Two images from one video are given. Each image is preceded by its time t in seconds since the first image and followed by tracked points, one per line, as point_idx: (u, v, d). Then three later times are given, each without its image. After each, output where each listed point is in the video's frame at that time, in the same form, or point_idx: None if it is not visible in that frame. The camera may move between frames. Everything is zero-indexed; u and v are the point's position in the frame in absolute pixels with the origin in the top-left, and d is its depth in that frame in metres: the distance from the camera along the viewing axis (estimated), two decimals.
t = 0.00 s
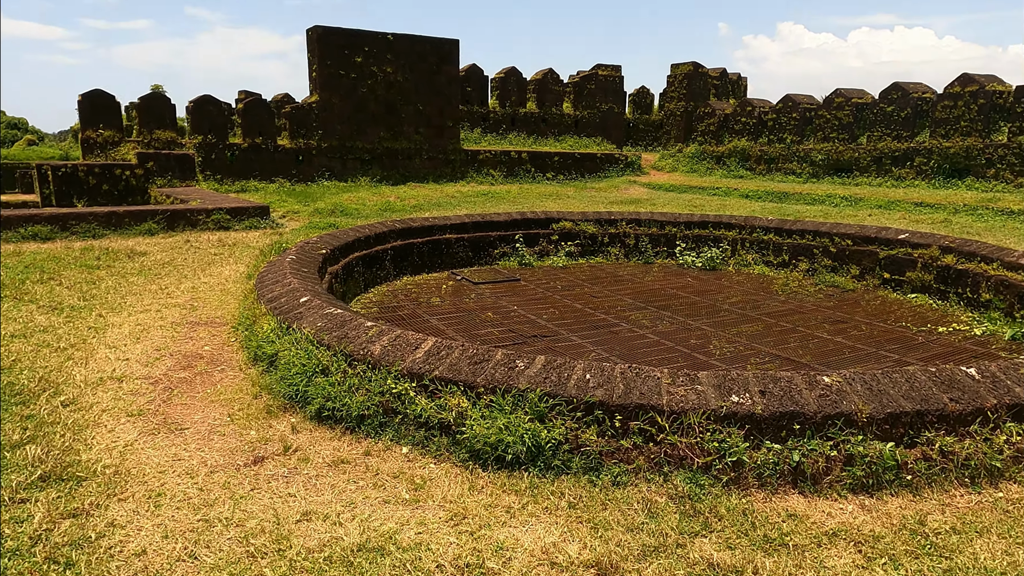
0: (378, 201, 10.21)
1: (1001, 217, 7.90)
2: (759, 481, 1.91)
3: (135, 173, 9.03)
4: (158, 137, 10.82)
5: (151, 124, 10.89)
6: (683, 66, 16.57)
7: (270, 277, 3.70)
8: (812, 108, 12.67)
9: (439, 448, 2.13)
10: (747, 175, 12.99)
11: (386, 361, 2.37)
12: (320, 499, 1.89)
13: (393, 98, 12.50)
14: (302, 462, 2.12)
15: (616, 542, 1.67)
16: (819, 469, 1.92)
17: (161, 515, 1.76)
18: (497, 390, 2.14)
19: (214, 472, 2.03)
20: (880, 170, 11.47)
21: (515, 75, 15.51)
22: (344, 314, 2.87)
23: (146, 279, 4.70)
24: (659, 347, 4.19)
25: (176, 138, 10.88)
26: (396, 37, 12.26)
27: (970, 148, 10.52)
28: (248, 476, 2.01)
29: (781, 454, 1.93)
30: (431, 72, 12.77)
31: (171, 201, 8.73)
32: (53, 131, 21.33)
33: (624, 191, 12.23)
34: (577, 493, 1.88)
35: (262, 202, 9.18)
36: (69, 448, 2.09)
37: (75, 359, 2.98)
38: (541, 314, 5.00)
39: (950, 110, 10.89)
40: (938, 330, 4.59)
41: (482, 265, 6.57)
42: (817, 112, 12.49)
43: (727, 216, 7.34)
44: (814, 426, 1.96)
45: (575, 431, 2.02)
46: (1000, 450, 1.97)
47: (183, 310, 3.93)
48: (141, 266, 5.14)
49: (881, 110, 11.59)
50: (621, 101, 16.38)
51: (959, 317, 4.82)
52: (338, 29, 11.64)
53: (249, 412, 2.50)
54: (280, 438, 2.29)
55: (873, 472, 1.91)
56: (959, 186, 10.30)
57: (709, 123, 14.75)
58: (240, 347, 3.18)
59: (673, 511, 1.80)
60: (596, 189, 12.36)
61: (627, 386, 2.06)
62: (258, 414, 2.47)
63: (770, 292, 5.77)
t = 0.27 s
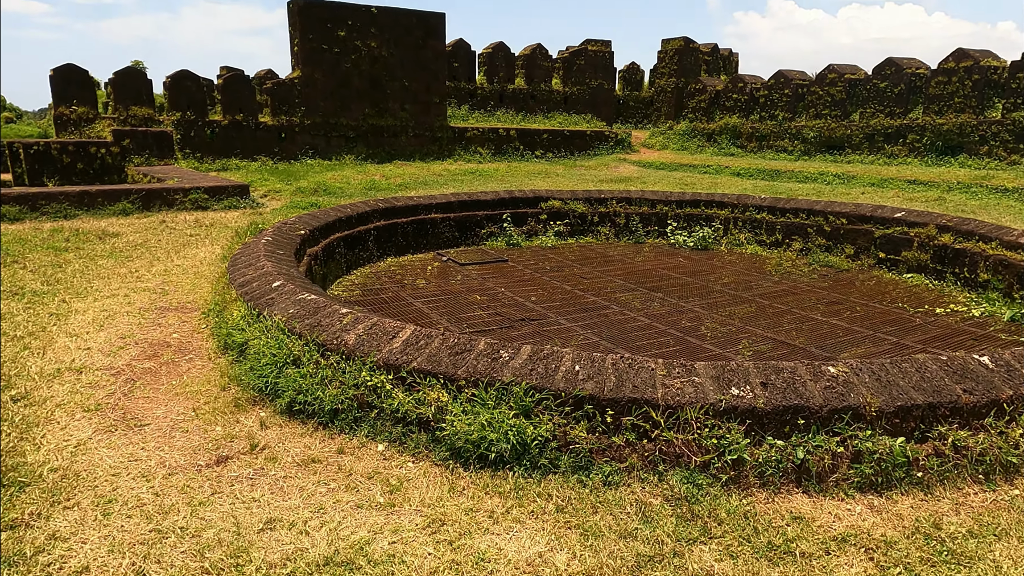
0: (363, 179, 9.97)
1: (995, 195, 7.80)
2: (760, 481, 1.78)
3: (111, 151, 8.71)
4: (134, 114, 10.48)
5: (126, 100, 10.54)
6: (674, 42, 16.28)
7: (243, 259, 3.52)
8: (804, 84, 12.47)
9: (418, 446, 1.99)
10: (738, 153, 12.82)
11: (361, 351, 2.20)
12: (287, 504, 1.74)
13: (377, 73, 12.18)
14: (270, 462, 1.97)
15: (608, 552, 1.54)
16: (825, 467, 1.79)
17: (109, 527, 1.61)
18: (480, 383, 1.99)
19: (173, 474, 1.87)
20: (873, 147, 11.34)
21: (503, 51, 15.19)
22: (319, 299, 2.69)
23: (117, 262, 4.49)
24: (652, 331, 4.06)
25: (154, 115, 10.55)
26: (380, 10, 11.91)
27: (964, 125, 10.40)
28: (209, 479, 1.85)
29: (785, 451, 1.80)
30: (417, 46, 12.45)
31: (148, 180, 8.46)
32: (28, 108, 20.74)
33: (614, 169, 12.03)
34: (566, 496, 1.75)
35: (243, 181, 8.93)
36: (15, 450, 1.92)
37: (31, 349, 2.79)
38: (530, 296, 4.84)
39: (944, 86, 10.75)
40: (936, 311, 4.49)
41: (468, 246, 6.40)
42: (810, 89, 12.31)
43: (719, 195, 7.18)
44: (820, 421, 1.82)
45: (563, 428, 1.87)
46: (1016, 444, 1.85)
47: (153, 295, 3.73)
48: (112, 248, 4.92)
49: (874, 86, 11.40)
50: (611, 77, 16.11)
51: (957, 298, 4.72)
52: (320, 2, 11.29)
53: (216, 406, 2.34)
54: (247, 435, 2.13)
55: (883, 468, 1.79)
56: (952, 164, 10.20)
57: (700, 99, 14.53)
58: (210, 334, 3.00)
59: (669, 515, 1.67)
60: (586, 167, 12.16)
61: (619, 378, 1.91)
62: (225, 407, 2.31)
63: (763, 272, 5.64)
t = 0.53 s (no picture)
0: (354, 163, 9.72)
1: (1001, 178, 7.63)
2: (784, 497, 1.62)
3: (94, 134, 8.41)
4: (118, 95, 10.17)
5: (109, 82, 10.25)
6: (671, 21, 16.01)
7: (223, 249, 3.31)
8: (804, 64, 12.23)
9: (407, 457, 1.82)
10: (737, 135, 12.58)
11: (344, 352, 2.02)
12: (260, 526, 1.57)
13: (368, 54, 11.88)
14: (243, 474, 1.79)
15: None
16: (854, 481, 1.63)
17: (59, 559, 1.44)
18: (474, 388, 1.81)
19: (135, 491, 1.69)
20: (874, 129, 11.13)
21: (497, 31, 14.88)
22: (300, 293, 2.50)
23: (93, 251, 4.28)
24: (654, 322, 3.89)
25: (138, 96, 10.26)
26: None
27: (968, 106, 10.21)
28: (175, 497, 1.67)
29: (810, 464, 1.64)
30: (409, 26, 12.14)
31: (132, 163, 8.21)
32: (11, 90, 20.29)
33: (611, 152, 11.81)
34: (570, 516, 1.58)
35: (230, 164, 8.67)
36: None
37: None
38: (526, 285, 4.66)
39: (948, 66, 10.55)
40: (947, 299, 4.33)
41: (462, 231, 6.19)
42: (810, 69, 12.08)
43: (720, 178, 6.99)
44: (849, 430, 1.66)
45: (567, 438, 1.70)
46: None
47: (129, 286, 3.53)
48: (89, 236, 4.70)
49: (876, 67, 11.28)
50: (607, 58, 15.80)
51: (968, 285, 4.56)
52: None
53: (189, 410, 2.16)
54: (220, 443, 1.95)
55: (918, 482, 1.63)
56: (954, 146, 10.02)
57: (698, 80, 14.28)
58: (187, 329, 2.82)
59: (685, 538, 1.51)
60: (582, 150, 11.93)
61: (628, 382, 1.74)
62: (198, 412, 2.13)
63: (766, 258, 5.47)
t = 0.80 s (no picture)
0: (345, 143, 9.50)
1: (1007, 157, 7.46)
2: (801, 512, 1.49)
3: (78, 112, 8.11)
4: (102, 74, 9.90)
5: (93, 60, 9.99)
6: None
7: (201, 236, 3.14)
8: (806, 41, 11.99)
9: (391, 465, 1.68)
10: (737, 113, 12.32)
11: (324, 351, 1.87)
12: (228, 548, 1.43)
13: (360, 30, 11.59)
14: (213, 486, 1.65)
15: None
16: (877, 493, 1.50)
17: None
18: (463, 391, 1.67)
19: (93, 507, 1.56)
20: (876, 107, 10.90)
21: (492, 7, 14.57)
22: (280, 283, 2.35)
23: (70, 236, 4.10)
24: (655, 310, 3.74)
25: (123, 74, 9.99)
26: None
27: (972, 83, 10.00)
28: (137, 513, 1.54)
29: (828, 475, 1.50)
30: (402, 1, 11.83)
31: (117, 144, 7.97)
32: None
33: (608, 131, 11.58)
34: (569, 534, 1.45)
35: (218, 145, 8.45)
36: None
37: None
38: (522, 270, 4.50)
39: (952, 42, 10.33)
40: (957, 285, 4.19)
41: (456, 214, 6.02)
42: (812, 46, 11.83)
43: (720, 158, 6.81)
44: (871, 438, 1.52)
45: (564, 446, 1.56)
46: None
47: (105, 275, 3.37)
48: (67, 220, 4.52)
49: (879, 43, 11.06)
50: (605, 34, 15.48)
51: (977, 270, 4.43)
52: None
53: (159, 412, 2.01)
54: (190, 449, 1.81)
55: (946, 495, 1.50)
56: (958, 125, 9.83)
57: (697, 58, 13.99)
58: (162, 322, 2.66)
59: (694, 560, 1.38)
60: (579, 129, 11.70)
61: (631, 386, 1.60)
62: (169, 414, 1.99)
63: (769, 241, 5.31)
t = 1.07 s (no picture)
0: (333, 117, 9.23)
1: (1010, 131, 7.30)
2: (812, 520, 1.36)
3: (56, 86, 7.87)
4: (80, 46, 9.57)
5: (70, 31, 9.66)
6: None
7: (171, 215, 2.96)
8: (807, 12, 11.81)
9: (365, 468, 1.54)
10: (734, 86, 12.02)
11: (293, 342, 1.72)
12: (180, 567, 1.30)
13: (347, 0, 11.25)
14: (169, 493, 1.51)
15: None
16: (894, 500, 1.37)
17: None
18: (441, 388, 1.52)
19: (35, 519, 1.42)
20: (876, 80, 10.58)
21: None
22: (250, 267, 2.18)
23: (38, 216, 3.91)
24: (651, 291, 3.59)
25: (102, 46, 9.67)
26: None
27: (974, 55, 9.81)
28: (82, 526, 1.40)
29: (843, 479, 1.37)
30: None
31: (95, 118, 7.70)
32: None
33: (603, 105, 11.34)
34: (557, 547, 1.32)
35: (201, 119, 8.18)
36: None
37: None
38: (513, 250, 4.34)
39: (955, 13, 10.22)
40: (962, 263, 4.05)
41: (446, 191, 5.83)
42: (812, 17, 11.59)
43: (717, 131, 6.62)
44: (890, 438, 1.39)
45: (551, 448, 1.43)
46: None
47: (72, 257, 3.19)
48: (37, 199, 4.31)
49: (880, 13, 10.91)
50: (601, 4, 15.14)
51: (983, 247, 4.29)
52: None
53: (117, 408, 1.87)
54: (147, 451, 1.67)
55: (970, 499, 1.37)
56: (959, 97, 9.64)
57: (694, 29, 13.72)
58: (127, 308, 2.50)
59: None
60: (573, 102, 11.44)
61: (627, 382, 1.45)
62: (128, 411, 1.85)
63: (768, 218, 5.16)
